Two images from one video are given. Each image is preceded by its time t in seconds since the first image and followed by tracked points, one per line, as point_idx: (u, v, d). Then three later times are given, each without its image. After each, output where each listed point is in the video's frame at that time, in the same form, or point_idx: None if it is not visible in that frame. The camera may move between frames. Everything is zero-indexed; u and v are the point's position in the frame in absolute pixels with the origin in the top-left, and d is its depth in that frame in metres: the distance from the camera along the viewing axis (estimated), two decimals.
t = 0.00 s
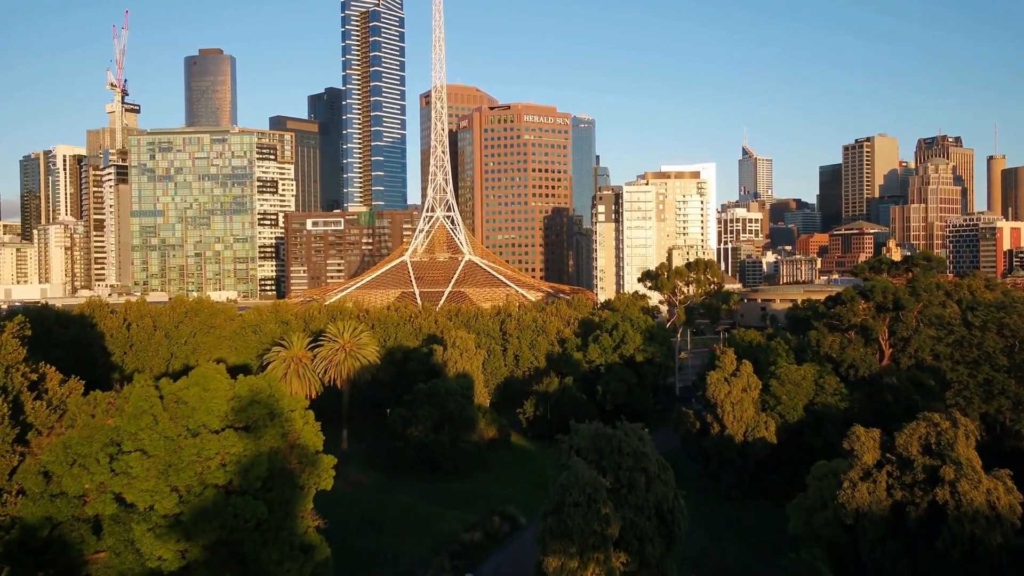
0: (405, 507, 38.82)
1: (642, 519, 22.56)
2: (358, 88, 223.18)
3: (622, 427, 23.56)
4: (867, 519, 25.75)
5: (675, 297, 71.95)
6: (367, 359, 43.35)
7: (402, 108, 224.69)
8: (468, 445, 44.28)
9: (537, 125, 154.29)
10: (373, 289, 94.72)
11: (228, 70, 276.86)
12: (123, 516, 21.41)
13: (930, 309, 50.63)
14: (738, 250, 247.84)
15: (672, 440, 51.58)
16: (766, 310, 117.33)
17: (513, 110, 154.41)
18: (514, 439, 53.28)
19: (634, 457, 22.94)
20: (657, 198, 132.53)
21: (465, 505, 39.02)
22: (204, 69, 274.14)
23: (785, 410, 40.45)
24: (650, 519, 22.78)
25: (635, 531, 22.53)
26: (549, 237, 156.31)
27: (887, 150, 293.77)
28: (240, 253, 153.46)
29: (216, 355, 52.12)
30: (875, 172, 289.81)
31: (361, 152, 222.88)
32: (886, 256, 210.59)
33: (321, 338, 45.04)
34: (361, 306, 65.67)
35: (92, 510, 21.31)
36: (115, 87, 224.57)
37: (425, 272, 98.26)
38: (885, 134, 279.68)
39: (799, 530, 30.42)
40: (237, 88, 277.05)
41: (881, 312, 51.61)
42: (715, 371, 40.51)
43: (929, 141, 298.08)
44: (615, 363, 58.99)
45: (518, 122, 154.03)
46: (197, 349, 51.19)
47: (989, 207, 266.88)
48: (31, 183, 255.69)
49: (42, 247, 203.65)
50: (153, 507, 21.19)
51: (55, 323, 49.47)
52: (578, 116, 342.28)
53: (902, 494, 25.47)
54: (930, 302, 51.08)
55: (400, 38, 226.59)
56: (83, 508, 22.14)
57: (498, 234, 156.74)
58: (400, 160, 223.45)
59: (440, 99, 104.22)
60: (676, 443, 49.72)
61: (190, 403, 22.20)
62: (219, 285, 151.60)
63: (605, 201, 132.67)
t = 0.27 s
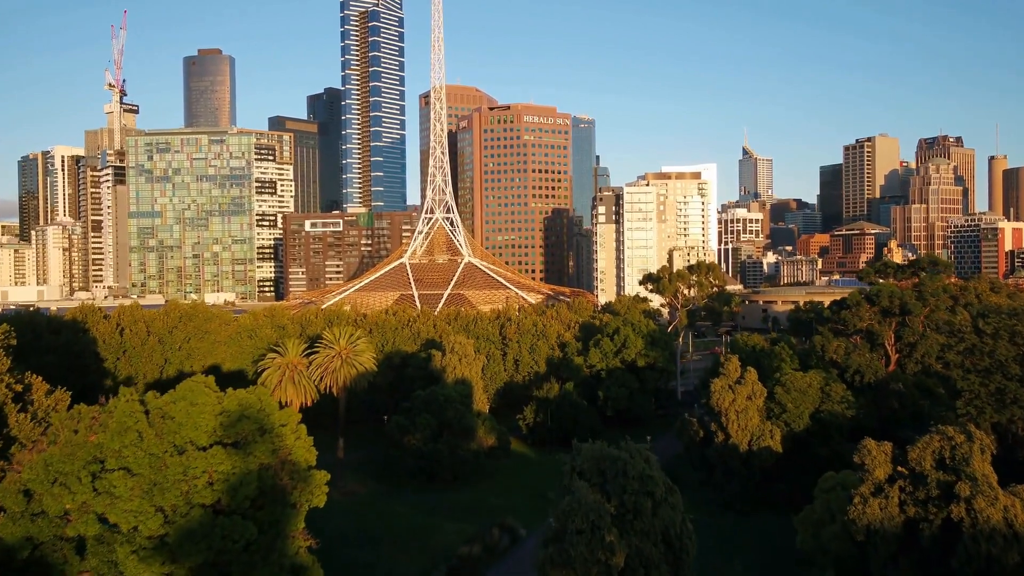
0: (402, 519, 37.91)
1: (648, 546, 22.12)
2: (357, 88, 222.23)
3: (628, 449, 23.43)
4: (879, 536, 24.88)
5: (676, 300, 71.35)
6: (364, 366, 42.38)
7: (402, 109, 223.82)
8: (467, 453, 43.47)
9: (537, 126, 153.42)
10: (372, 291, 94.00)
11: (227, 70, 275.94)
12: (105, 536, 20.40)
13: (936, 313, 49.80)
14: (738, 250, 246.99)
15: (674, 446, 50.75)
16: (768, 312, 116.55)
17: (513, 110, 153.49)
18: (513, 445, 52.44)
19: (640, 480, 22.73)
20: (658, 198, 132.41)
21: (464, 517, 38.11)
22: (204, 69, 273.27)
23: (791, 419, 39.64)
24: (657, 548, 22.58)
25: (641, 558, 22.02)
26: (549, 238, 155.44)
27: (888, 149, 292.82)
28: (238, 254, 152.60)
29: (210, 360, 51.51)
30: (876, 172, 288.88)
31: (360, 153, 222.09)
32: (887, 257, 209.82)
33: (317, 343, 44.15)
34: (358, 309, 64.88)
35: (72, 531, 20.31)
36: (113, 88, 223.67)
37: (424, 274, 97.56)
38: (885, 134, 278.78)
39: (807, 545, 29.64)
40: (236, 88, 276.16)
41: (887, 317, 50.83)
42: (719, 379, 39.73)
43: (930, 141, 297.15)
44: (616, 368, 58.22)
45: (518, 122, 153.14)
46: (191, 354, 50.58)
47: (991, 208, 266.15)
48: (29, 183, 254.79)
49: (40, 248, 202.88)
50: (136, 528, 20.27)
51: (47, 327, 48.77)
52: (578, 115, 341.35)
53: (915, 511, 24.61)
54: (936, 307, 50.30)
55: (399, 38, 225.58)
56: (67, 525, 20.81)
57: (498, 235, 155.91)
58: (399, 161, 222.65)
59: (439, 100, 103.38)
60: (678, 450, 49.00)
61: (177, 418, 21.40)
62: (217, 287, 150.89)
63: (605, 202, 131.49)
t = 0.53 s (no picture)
0: (397, 532, 36.98)
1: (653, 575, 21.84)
2: (356, 89, 221.25)
3: (633, 476, 23.10)
4: (892, 556, 23.97)
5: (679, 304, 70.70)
6: (360, 374, 41.33)
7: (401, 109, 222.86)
8: (465, 464, 42.56)
9: (536, 126, 152.37)
10: (370, 294, 93.13)
11: (226, 70, 274.95)
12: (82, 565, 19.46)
13: (944, 319, 48.87)
14: (738, 251, 246.20)
15: (677, 455, 49.82)
16: (770, 314, 115.77)
17: (512, 111, 152.46)
18: (513, 453, 51.52)
19: (647, 509, 22.36)
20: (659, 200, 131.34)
21: (461, 531, 37.21)
22: (202, 70, 272.24)
23: (798, 428, 38.62)
24: None
25: None
26: (549, 240, 154.43)
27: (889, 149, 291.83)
28: (236, 256, 151.52)
29: (204, 367, 50.56)
30: (877, 172, 287.86)
31: (360, 153, 221.24)
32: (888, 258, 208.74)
33: (312, 350, 43.12)
34: (356, 314, 63.95)
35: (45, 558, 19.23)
36: (111, 88, 222.79)
37: (423, 277, 96.69)
38: (886, 134, 277.80)
39: (816, 561, 28.75)
40: (234, 88, 275.12)
41: (894, 323, 49.87)
42: (724, 388, 38.80)
43: (931, 141, 296.10)
44: (617, 374, 57.34)
45: (518, 122, 152.10)
46: (184, 361, 49.65)
47: (992, 208, 265.33)
48: (27, 184, 253.64)
49: (38, 249, 201.95)
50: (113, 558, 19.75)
51: (37, 334, 47.94)
52: (578, 115, 340.15)
53: (929, 531, 23.68)
54: (943, 312, 49.41)
55: (399, 38, 224.45)
56: (44, 549, 19.43)
57: (497, 237, 154.93)
58: (399, 162, 221.82)
59: (438, 101, 102.54)
60: (680, 459, 48.30)
61: (160, 438, 20.88)
62: (215, 288, 150.02)
63: (605, 203, 129.98)
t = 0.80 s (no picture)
0: (394, 544, 36.07)
1: None
2: (355, 89, 220.28)
3: (636, 503, 23.77)
4: None
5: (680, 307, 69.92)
6: (356, 382, 40.43)
7: (400, 109, 222.00)
8: (464, 473, 41.67)
9: (536, 126, 151.52)
10: (369, 296, 92.41)
11: (225, 70, 274.00)
12: None
13: (952, 324, 47.96)
14: (739, 251, 245.42)
15: (680, 463, 48.93)
16: (771, 316, 114.92)
17: (512, 111, 151.56)
18: (513, 460, 50.66)
19: (654, 539, 22.89)
20: (660, 201, 130.54)
21: (459, 543, 36.34)
22: (201, 70, 271.18)
23: (803, 437, 37.79)
24: None
25: None
26: (549, 241, 153.55)
27: (890, 149, 290.65)
28: (234, 257, 150.77)
29: (198, 373, 49.69)
30: (878, 172, 286.84)
31: (359, 154, 220.45)
32: (889, 258, 207.80)
33: (307, 357, 42.25)
34: (353, 318, 63.12)
35: None
36: (110, 88, 221.98)
37: (422, 279, 95.94)
38: (887, 134, 276.67)
39: None
40: (233, 88, 274.19)
41: (900, 329, 49.06)
42: (728, 397, 37.97)
43: (932, 141, 294.94)
44: (618, 379, 56.45)
45: (517, 123, 151.23)
46: (177, 367, 48.73)
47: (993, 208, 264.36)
48: (25, 184, 252.84)
49: (36, 249, 201.15)
50: None
51: (27, 340, 47.31)
52: (579, 115, 338.93)
53: (945, 550, 22.77)
54: (951, 317, 48.56)
55: (398, 38, 223.47)
56: (23, 572, 19.63)
57: (497, 238, 154.03)
58: (398, 162, 221.06)
59: (437, 101, 101.55)
60: (682, 467, 47.51)
61: (144, 456, 21.76)
62: (213, 290, 149.34)
63: (606, 204, 128.94)
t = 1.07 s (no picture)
0: (391, 558, 35.16)
1: None
2: (355, 89, 219.32)
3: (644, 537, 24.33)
4: None
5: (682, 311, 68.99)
6: (352, 391, 39.51)
7: (399, 109, 221.10)
8: (462, 482, 40.77)
9: (536, 127, 150.68)
10: (367, 300, 91.56)
11: (224, 70, 273.02)
12: None
13: (960, 330, 47.08)
14: (739, 252, 244.43)
15: (683, 471, 48.03)
16: (773, 318, 114.12)
17: (511, 112, 150.64)
18: (512, 467, 49.76)
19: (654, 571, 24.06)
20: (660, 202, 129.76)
21: (457, 556, 35.47)
22: (200, 69, 270.12)
23: (810, 447, 36.89)
24: None
25: None
26: (549, 242, 152.61)
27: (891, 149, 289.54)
28: (232, 259, 149.86)
29: (191, 380, 48.87)
30: (879, 173, 285.72)
31: (358, 155, 219.43)
32: (890, 260, 206.80)
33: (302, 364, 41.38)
34: (350, 323, 62.22)
35: None
36: (108, 89, 221.21)
37: (421, 281, 94.99)
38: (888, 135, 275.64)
39: None
40: (232, 88, 273.22)
41: (906, 334, 48.19)
42: (732, 405, 37.12)
43: (933, 141, 293.88)
44: (620, 385, 55.59)
45: (517, 123, 150.38)
46: (170, 373, 47.98)
47: (995, 209, 263.36)
48: (23, 185, 251.93)
49: (33, 250, 200.29)
50: None
51: (17, 346, 46.56)
52: (578, 115, 337.93)
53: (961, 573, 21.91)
54: (959, 323, 47.69)
55: (397, 38, 222.50)
56: None
57: (496, 239, 153.11)
58: (397, 162, 220.17)
59: (435, 101, 100.56)
60: (684, 476, 46.62)
61: (125, 476, 22.61)
62: (211, 291, 148.45)
63: (606, 205, 127.81)
